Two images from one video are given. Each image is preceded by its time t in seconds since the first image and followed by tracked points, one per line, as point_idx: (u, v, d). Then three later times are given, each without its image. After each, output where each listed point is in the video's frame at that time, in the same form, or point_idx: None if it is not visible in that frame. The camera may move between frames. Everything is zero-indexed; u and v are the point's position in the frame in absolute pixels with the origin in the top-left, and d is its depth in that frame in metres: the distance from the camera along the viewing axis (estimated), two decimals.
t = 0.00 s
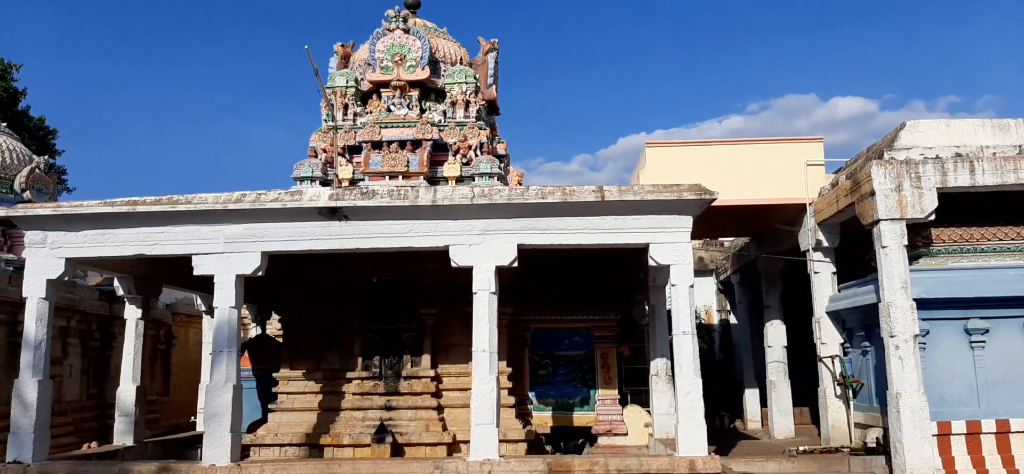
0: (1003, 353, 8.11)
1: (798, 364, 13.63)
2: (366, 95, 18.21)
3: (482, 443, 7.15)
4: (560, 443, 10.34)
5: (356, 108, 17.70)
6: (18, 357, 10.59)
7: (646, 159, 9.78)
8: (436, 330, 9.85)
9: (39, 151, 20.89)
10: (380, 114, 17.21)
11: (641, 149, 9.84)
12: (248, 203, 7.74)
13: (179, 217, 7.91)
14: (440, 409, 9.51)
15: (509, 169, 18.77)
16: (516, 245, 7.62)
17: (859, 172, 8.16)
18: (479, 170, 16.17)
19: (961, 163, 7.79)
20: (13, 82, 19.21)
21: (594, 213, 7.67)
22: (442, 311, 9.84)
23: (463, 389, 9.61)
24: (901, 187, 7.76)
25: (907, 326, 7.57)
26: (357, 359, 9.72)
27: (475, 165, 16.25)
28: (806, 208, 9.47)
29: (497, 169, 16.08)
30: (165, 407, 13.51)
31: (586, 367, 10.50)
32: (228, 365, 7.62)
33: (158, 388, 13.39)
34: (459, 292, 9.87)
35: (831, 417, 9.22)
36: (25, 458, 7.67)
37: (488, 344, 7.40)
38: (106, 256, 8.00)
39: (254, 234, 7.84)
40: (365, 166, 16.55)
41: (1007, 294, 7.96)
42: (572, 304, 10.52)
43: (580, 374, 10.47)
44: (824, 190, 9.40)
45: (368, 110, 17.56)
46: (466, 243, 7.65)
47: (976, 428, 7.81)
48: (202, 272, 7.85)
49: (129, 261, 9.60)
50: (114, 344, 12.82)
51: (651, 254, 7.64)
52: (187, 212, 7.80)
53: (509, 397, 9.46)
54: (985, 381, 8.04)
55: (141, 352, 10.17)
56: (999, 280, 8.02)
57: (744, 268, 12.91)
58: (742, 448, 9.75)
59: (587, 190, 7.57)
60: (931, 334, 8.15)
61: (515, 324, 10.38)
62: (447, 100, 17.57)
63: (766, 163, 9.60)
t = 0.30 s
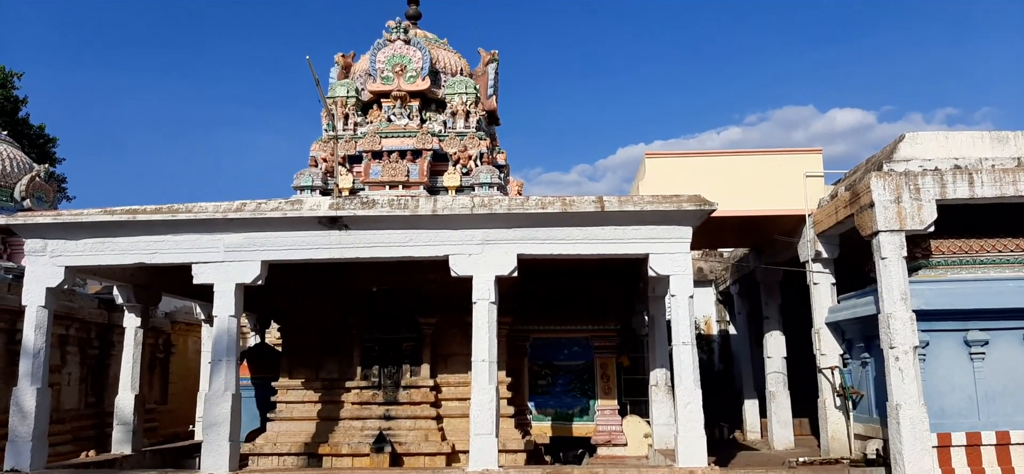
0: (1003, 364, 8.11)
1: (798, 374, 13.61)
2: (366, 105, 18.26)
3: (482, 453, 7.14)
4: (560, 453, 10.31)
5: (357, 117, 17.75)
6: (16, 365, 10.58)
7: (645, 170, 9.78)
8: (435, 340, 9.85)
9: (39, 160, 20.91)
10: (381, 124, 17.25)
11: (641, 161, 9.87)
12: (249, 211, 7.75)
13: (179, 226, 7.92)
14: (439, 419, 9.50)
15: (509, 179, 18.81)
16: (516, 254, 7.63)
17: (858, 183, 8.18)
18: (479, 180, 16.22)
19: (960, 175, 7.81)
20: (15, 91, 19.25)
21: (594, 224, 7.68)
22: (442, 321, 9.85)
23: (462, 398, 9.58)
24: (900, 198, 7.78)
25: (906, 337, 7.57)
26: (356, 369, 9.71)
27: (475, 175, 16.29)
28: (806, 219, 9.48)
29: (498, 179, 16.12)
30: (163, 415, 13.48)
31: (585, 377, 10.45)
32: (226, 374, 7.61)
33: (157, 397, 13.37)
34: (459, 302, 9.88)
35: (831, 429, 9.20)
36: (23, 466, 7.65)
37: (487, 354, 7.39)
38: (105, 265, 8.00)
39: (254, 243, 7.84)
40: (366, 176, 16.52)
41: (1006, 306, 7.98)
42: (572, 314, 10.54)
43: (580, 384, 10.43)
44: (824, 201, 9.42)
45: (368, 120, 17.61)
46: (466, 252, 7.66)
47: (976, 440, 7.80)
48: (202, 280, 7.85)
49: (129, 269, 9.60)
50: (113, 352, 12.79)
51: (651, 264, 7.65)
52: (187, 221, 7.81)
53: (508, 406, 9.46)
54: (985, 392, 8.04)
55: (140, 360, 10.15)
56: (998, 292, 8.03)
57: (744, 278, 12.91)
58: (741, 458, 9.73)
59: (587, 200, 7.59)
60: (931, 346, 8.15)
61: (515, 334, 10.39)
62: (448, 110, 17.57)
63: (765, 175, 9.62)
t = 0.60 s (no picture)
0: (1008, 371, 8.09)
1: (803, 379, 13.56)
2: (371, 109, 18.29)
3: (486, 456, 7.14)
4: (563, 457, 10.38)
5: (362, 121, 17.79)
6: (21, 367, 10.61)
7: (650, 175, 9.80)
8: (439, 344, 9.86)
9: (45, 163, 21.04)
10: (386, 128, 17.27)
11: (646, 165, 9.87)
12: (254, 215, 7.77)
13: (185, 229, 7.94)
14: (443, 423, 9.49)
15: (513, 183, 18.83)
16: (520, 258, 7.62)
17: (863, 188, 8.17)
18: (484, 184, 16.27)
19: (965, 181, 7.79)
20: (21, 94, 19.34)
21: (598, 228, 7.68)
22: (446, 325, 9.87)
23: (466, 402, 9.58)
24: (905, 204, 7.76)
25: (911, 343, 7.55)
26: (360, 372, 9.71)
27: (480, 178, 16.34)
28: (811, 224, 9.48)
29: (502, 183, 16.16)
30: (167, 418, 13.50)
31: (589, 381, 10.44)
32: (231, 377, 7.63)
33: (160, 399, 13.38)
34: (463, 306, 9.88)
35: (835, 434, 9.19)
36: (27, 468, 7.67)
37: (491, 358, 7.39)
38: (110, 267, 8.02)
39: (259, 246, 7.86)
40: (371, 179, 16.60)
41: (1011, 312, 7.95)
42: (576, 318, 10.54)
43: (584, 388, 10.42)
44: (829, 205, 9.41)
45: (373, 123, 17.65)
46: (470, 256, 7.67)
47: (981, 446, 7.79)
48: (207, 284, 7.87)
49: (133, 272, 9.62)
50: (118, 355, 12.81)
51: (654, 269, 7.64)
52: (192, 224, 7.83)
53: (512, 410, 9.49)
54: (990, 398, 8.01)
55: (144, 363, 10.17)
56: (1004, 298, 8.00)
57: (749, 283, 12.89)
58: (746, 464, 9.72)
59: (591, 204, 7.58)
60: (936, 352, 8.13)
61: (519, 338, 10.41)
62: (452, 114, 17.59)
63: (771, 179, 9.61)
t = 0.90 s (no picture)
0: (1010, 362, 8.09)
1: (804, 370, 13.58)
2: (372, 102, 18.26)
3: (488, 447, 7.16)
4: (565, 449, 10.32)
5: (364, 114, 17.75)
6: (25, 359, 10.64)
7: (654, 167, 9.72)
8: (441, 337, 9.90)
9: (47, 156, 21.01)
10: (388, 120, 17.26)
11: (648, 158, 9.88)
12: (256, 207, 7.78)
13: (187, 221, 7.95)
14: (445, 414, 9.52)
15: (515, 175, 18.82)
16: (522, 250, 7.63)
17: (866, 180, 8.15)
18: (486, 176, 16.30)
19: (968, 173, 7.78)
20: (22, 86, 19.32)
21: (601, 220, 7.68)
22: (448, 317, 9.89)
23: (469, 393, 9.60)
24: (908, 195, 7.75)
25: (914, 334, 7.55)
26: (363, 364, 9.76)
27: (481, 171, 16.39)
28: (813, 216, 9.49)
29: (504, 175, 16.17)
30: (170, 409, 13.55)
31: (591, 373, 10.47)
32: (234, 368, 7.66)
33: (164, 391, 13.44)
34: (465, 299, 9.89)
35: (837, 425, 9.20)
36: (31, 459, 7.70)
37: (493, 349, 7.40)
38: (113, 259, 8.04)
39: (261, 238, 7.87)
40: (373, 172, 16.58)
41: (1014, 304, 7.94)
42: (578, 311, 10.55)
43: (585, 379, 10.45)
44: (831, 197, 9.41)
45: (375, 116, 17.67)
46: (472, 248, 7.67)
47: (983, 437, 7.80)
48: (209, 276, 7.88)
49: (136, 264, 9.64)
50: (121, 347, 12.85)
51: (657, 261, 7.64)
52: (195, 216, 7.84)
53: (514, 402, 9.51)
54: (992, 390, 8.02)
55: (148, 355, 10.19)
56: (1006, 290, 8.00)
57: (750, 275, 12.91)
58: (747, 455, 9.74)
59: (594, 196, 7.58)
60: (938, 343, 8.13)
61: (521, 329, 10.45)
62: (454, 107, 17.57)
63: (773, 171, 9.59)
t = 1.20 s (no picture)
0: (1011, 365, 8.08)
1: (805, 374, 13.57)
2: (371, 106, 18.27)
3: (488, 453, 7.13)
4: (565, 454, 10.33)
5: (363, 118, 17.79)
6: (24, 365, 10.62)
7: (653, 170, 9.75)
8: (440, 342, 9.88)
9: (46, 161, 21.01)
10: (387, 124, 17.27)
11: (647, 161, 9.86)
12: (256, 212, 7.77)
13: (187, 227, 7.95)
14: (445, 419, 9.50)
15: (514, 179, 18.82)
16: (522, 255, 7.62)
17: (865, 183, 8.15)
18: (485, 181, 16.30)
19: (968, 175, 7.77)
20: (21, 92, 19.33)
21: (600, 223, 7.67)
22: (448, 322, 9.87)
23: (468, 398, 9.58)
24: (908, 198, 7.74)
25: (913, 338, 7.54)
26: (363, 369, 9.74)
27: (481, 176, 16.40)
28: (812, 219, 9.48)
29: (503, 180, 16.18)
30: (170, 415, 13.52)
31: (591, 377, 10.46)
32: (234, 375, 7.65)
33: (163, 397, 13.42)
34: (465, 303, 9.88)
35: (837, 430, 9.20)
36: (31, 466, 7.68)
37: (493, 355, 7.38)
38: (113, 265, 8.03)
39: (260, 244, 7.86)
40: (372, 176, 16.58)
41: (1014, 307, 7.93)
42: (578, 316, 10.52)
43: (585, 384, 10.44)
44: (830, 201, 9.40)
45: (374, 120, 17.68)
46: (472, 253, 7.66)
47: (984, 441, 7.79)
48: (208, 281, 7.88)
49: (136, 270, 9.63)
50: (120, 352, 12.83)
51: (656, 265, 7.64)
52: (194, 222, 7.83)
53: (514, 407, 9.47)
54: (992, 393, 8.00)
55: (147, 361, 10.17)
56: (1006, 293, 7.99)
57: (751, 278, 12.89)
58: (748, 459, 9.72)
59: (593, 200, 7.57)
60: (939, 347, 8.12)
61: (520, 334, 10.43)
62: (454, 111, 17.58)
63: (773, 175, 9.58)
